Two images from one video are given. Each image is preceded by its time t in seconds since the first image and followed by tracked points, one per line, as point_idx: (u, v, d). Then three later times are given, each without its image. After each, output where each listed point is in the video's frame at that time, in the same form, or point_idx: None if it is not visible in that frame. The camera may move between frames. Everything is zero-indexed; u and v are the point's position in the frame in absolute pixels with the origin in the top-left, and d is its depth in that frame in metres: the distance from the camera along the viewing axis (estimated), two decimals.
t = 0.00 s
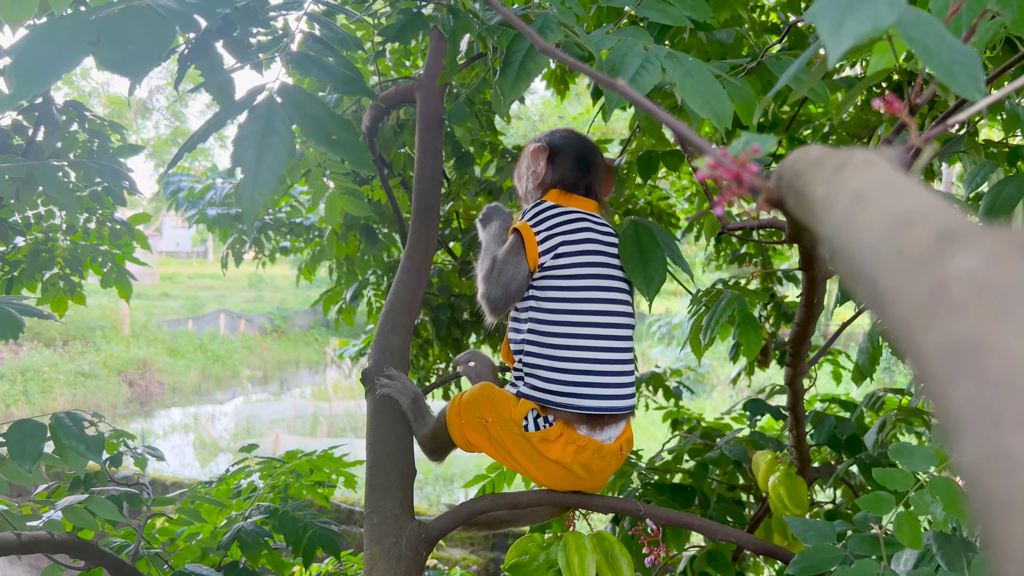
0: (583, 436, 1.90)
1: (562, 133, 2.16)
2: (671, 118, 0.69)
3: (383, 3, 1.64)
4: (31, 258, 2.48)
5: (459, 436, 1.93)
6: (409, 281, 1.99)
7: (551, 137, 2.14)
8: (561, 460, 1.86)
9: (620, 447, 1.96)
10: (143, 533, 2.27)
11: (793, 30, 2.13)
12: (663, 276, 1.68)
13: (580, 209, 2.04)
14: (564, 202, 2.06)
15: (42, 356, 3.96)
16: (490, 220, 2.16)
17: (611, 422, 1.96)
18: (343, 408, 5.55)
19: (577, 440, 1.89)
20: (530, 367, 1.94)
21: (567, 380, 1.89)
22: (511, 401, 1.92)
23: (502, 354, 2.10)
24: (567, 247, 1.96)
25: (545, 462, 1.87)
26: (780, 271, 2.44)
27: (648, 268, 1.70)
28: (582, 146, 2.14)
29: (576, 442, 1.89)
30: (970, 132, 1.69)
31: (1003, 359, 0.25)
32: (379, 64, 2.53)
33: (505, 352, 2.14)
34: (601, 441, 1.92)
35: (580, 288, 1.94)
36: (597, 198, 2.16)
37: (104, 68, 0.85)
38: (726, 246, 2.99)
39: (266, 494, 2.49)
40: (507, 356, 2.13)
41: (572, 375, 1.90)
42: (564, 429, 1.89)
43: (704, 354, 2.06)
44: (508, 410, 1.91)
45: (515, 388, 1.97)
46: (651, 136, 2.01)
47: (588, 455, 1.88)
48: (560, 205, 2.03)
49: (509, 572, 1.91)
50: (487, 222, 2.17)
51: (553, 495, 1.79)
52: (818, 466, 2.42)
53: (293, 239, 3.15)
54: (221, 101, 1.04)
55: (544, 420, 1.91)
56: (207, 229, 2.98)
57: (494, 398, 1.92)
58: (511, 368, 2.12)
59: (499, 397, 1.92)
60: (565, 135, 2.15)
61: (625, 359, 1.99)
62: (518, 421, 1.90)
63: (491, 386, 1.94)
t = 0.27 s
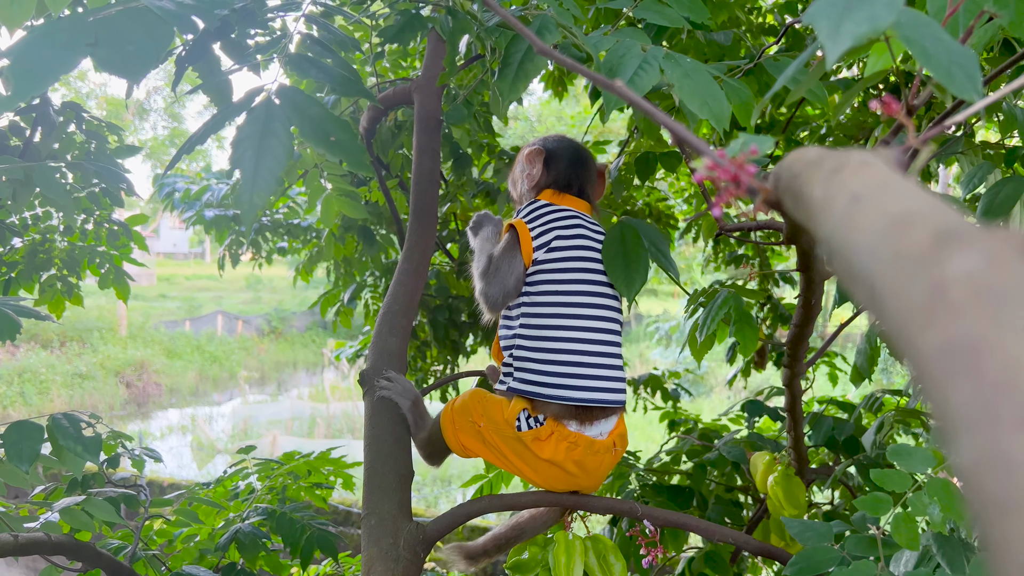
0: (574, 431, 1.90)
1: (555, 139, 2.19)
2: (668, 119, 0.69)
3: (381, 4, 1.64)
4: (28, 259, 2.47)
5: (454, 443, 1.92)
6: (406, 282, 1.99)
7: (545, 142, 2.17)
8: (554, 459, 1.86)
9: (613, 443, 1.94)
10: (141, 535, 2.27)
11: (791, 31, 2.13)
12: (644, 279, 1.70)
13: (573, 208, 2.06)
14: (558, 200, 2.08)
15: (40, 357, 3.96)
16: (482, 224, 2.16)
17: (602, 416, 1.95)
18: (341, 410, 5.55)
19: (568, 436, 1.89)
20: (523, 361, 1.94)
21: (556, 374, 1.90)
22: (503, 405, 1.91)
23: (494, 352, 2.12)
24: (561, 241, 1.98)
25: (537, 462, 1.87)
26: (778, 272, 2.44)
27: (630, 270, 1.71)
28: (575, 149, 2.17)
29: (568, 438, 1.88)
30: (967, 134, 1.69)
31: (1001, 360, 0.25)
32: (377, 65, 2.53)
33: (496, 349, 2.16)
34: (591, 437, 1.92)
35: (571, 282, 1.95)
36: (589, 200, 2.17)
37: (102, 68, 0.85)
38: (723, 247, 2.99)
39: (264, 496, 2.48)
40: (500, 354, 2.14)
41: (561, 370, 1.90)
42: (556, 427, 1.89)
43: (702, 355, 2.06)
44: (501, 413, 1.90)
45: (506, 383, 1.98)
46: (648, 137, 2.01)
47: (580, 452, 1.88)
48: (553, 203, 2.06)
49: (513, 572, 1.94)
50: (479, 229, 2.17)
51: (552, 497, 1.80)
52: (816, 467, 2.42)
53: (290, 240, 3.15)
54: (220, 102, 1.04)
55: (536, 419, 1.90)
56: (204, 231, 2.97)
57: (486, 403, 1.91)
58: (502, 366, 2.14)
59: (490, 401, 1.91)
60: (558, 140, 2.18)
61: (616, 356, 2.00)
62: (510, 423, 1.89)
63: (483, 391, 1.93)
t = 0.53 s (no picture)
0: (572, 434, 1.91)
1: (556, 142, 2.21)
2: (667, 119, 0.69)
3: (380, 5, 1.64)
4: (26, 259, 2.47)
5: (458, 446, 1.95)
6: (406, 283, 1.99)
7: (547, 146, 2.19)
8: (552, 460, 1.86)
9: (612, 446, 1.94)
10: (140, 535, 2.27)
11: (789, 32, 2.13)
12: (655, 280, 1.69)
13: (578, 209, 2.06)
14: (563, 202, 2.09)
15: (38, 358, 3.96)
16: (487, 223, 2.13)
17: (601, 420, 1.95)
18: (340, 410, 5.55)
19: (566, 438, 1.89)
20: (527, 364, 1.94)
21: (555, 373, 1.90)
22: (501, 406, 1.93)
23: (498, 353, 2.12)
24: (566, 242, 1.98)
25: (536, 463, 1.87)
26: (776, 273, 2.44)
27: (640, 270, 1.71)
28: (578, 151, 2.18)
29: (566, 440, 1.89)
30: (965, 135, 1.70)
31: (998, 360, 0.25)
32: (376, 66, 2.53)
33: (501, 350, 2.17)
34: (590, 439, 1.92)
35: (575, 283, 1.96)
36: (593, 201, 2.18)
37: (101, 69, 0.85)
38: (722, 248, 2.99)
39: (263, 497, 2.48)
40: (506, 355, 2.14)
41: (561, 370, 1.91)
42: (554, 428, 1.90)
43: (701, 356, 2.06)
44: (499, 415, 1.92)
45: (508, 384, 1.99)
46: (647, 139, 2.01)
47: (579, 453, 1.88)
48: (559, 206, 2.07)
49: (513, 572, 2.01)
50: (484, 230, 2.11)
51: (553, 496, 1.80)
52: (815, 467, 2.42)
53: (289, 241, 3.14)
54: (218, 103, 1.04)
55: (535, 420, 1.91)
56: (203, 231, 2.97)
57: (485, 407, 1.94)
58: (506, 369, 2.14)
59: (489, 404, 1.94)
60: (559, 143, 2.19)
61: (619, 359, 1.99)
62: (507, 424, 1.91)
63: (481, 394, 1.96)
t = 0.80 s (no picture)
0: (563, 436, 1.91)
1: (541, 144, 2.21)
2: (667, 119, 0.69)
3: (379, 5, 1.64)
4: (26, 259, 2.47)
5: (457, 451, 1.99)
6: (405, 284, 1.99)
7: (531, 150, 2.20)
8: (541, 460, 1.86)
9: (606, 446, 1.94)
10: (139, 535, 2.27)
11: (788, 32, 2.13)
12: (645, 276, 1.70)
13: (566, 211, 2.07)
14: (550, 205, 2.09)
15: (38, 358, 3.96)
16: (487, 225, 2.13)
17: (591, 420, 1.95)
18: (340, 410, 5.55)
19: (557, 440, 1.90)
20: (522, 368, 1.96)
21: (545, 375, 1.92)
22: (493, 412, 1.96)
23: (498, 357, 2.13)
24: (553, 245, 1.99)
25: (527, 464, 1.88)
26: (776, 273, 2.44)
27: (631, 265, 1.72)
28: (563, 152, 2.18)
29: (557, 442, 1.90)
30: (964, 134, 1.70)
31: (998, 359, 0.25)
32: (376, 66, 2.53)
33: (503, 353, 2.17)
34: (582, 440, 1.92)
35: (563, 284, 1.96)
36: (584, 200, 2.18)
37: (101, 69, 0.85)
38: (721, 248, 2.99)
39: (263, 497, 2.48)
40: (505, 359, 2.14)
41: (550, 371, 1.92)
42: (545, 430, 1.91)
43: (699, 356, 2.06)
44: (490, 420, 1.95)
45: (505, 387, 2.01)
46: (647, 138, 2.01)
47: (570, 455, 1.88)
48: (546, 209, 2.07)
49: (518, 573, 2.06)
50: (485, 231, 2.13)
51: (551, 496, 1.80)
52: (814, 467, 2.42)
53: (288, 241, 3.14)
54: (217, 103, 1.04)
55: (525, 423, 1.92)
56: (203, 231, 2.97)
57: (478, 415, 1.97)
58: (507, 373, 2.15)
59: (484, 410, 1.98)
60: (543, 146, 2.20)
61: (614, 359, 1.99)
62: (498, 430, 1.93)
63: (474, 404, 2.00)
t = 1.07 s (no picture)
0: (563, 436, 1.91)
1: (545, 138, 2.18)
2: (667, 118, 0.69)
3: (379, 4, 1.64)
4: (26, 259, 2.47)
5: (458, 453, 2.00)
6: (405, 283, 1.99)
7: (535, 144, 2.17)
8: (541, 461, 1.87)
9: (606, 446, 1.94)
10: (140, 534, 2.27)
11: (788, 32, 2.13)
12: (651, 272, 1.69)
13: (567, 208, 2.05)
14: (551, 204, 2.08)
15: (39, 358, 3.97)
16: (484, 217, 2.09)
17: (591, 421, 1.95)
18: (340, 410, 5.55)
19: (557, 440, 1.90)
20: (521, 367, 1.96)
21: (545, 374, 1.92)
22: (493, 413, 1.97)
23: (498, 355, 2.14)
24: (555, 244, 1.98)
25: (527, 464, 1.88)
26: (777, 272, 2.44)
27: (637, 261, 1.72)
28: (566, 145, 2.15)
29: (557, 442, 1.90)
30: (964, 134, 1.70)
31: (997, 359, 0.25)
32: (376, 66, 2.53)
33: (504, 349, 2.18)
34: (582, 440, 1.92)
35: (564, 283, 1.95)
36: (587, 195, 2.16)
37: (100, 67, 0.85)
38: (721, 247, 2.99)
39: (263, 496, 2.48)
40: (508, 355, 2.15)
41: (550, 370, 1.92)
42: (545, 431, 1.91)
43: (700, 355, 2.06)
44: (490, 421, 1.95)
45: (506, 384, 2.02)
46: (647, 138, 2.01)
47: (570, 455, 1.89)
48: (547, 208, 2.06)
49: (515, 569, 2.07)
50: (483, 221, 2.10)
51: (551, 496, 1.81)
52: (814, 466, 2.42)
53: (289, 241, 3.15)
54: (216, 102, 1.03)
55: (525, 424, 1.92)
56: (203, 231, 2.97)
57: (478, 416, 1.97)
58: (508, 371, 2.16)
59: (482, 411, 1.99)
60: (547, 140, 2.17)
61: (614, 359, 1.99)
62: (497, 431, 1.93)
63: (474, 405, 2.00)
